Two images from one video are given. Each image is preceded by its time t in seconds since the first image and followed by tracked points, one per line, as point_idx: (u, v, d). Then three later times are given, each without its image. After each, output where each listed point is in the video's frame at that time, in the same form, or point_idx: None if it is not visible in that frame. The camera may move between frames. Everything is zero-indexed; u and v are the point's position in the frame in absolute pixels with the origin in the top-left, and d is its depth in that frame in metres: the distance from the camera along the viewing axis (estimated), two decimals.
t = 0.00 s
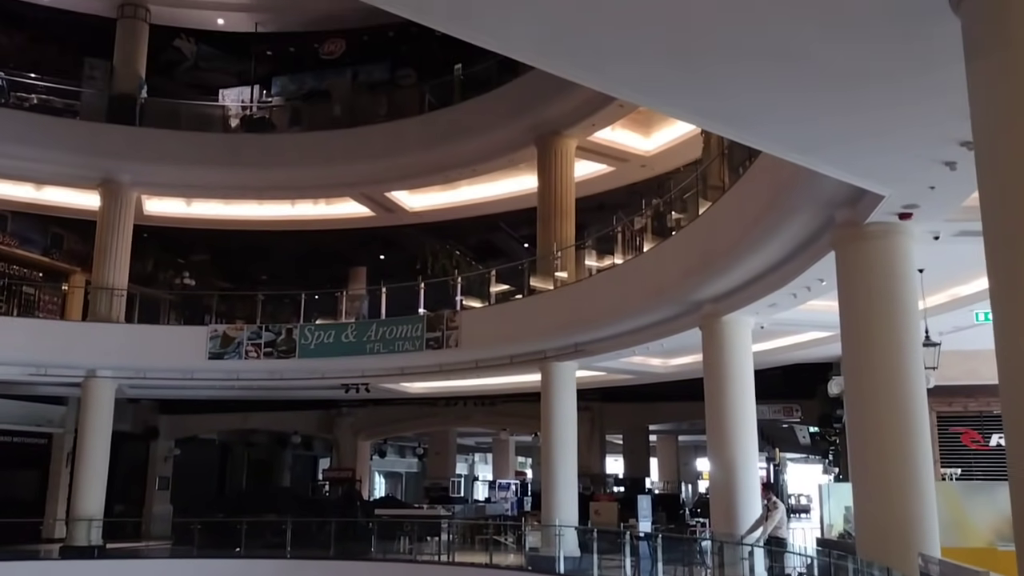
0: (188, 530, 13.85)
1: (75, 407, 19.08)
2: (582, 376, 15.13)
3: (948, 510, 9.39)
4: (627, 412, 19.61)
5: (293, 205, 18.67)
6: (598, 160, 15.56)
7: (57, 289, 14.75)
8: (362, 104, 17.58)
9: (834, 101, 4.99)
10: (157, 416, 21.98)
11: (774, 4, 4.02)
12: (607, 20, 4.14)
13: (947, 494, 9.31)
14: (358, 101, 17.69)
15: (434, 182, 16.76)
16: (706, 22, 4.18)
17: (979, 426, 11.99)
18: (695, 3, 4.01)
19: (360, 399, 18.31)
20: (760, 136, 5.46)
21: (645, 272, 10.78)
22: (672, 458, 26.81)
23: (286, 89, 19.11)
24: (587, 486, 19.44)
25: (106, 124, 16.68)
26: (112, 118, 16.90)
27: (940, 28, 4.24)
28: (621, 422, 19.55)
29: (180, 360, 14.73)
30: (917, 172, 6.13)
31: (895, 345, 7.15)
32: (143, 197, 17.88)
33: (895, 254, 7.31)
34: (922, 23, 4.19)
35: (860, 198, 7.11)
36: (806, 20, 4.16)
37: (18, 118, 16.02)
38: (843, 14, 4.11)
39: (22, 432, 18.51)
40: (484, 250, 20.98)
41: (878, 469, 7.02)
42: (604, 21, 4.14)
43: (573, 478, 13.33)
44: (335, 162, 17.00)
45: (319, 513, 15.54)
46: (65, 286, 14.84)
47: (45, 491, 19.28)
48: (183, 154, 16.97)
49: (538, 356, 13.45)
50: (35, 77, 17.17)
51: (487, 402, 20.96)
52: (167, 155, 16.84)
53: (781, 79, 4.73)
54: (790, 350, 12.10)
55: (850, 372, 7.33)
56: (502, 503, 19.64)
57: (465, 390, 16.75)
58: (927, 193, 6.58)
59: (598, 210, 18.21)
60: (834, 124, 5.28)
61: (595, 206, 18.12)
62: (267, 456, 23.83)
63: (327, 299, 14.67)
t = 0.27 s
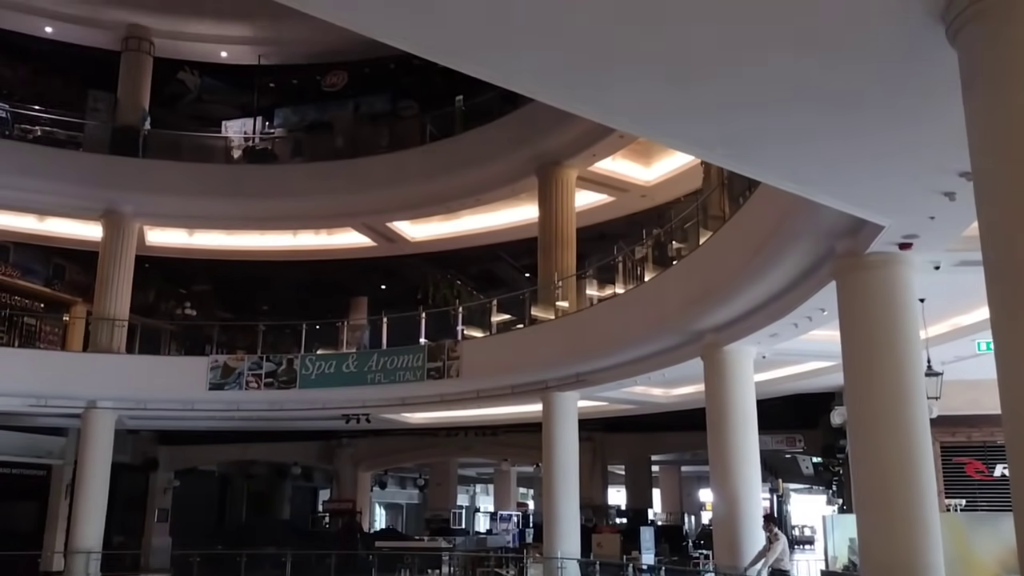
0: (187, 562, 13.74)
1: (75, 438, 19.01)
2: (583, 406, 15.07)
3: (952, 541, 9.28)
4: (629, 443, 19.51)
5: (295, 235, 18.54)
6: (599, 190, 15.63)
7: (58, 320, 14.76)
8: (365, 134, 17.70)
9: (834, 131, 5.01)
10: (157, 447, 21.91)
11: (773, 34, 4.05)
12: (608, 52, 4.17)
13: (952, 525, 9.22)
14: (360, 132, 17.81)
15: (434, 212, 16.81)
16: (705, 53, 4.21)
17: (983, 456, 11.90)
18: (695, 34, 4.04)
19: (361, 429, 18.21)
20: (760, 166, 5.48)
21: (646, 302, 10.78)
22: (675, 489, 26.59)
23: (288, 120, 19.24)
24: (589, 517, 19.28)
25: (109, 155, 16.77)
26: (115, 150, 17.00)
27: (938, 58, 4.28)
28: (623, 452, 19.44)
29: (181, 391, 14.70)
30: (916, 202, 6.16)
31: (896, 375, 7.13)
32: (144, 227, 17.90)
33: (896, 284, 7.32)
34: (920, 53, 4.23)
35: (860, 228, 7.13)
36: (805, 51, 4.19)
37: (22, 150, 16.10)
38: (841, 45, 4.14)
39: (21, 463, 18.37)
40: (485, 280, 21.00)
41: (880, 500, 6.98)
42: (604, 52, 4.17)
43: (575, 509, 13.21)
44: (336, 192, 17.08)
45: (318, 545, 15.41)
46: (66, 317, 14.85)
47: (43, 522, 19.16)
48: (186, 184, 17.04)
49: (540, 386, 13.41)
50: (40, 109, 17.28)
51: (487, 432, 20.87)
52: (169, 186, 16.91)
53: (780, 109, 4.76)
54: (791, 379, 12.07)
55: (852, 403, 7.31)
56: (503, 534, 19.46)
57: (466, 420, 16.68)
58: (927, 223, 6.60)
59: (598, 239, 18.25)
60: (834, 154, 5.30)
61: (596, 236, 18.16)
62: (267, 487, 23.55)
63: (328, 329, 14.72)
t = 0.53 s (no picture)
0: None
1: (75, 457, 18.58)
2: (586, 424, 14.96)
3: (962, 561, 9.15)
4: (633, 461, 19.35)
5: (296, 252, 18.54)
6: (602, 206, 15.57)
7: (58, 336, 14.73)
8: (367, 152, 17.68)
9: (839, 148, 4.94)
10: (158, 465, 21.78)
11: (776, 51, 3.98)
12: (608, 68, 4.11)
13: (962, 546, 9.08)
14: (363, 149, 17.80)
15: (437, 229, 16.78)
16: (707, 70, 4.14)
17: (991, 475, 11.78)
18: (697, 51, 3.98)
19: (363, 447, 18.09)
20: (764, 183, 5.40)
21: (650, 320, 10.70)
22: (680, 508, 26.38)
23: (291, 137, 19.24)
24: (594, 536, 19.09)
25: (112, 173, 16.77)
26: (117, 168, 16.98)
27: (943, 74, 4.20)
28: (628, 470, 19.29)
29: (182, 409, 14.61)
30: (924, 219, 6.07)
31: (905, 393, 7.02)
32: (146, 245, 17.85)
33: (903, 301, 7.23)
34: (924, 69, 4.16)
35: (867, 245, 7.05)
36: (809, 67, 4.12)
37: (24, 168, 16.08)
38: (845, 62, 4.07)
39: (22, 482, 18.15)
40: (488, 296, 20.93)
41: (891, 520, 6.84)
42: (605, 68, 4.11)
43: (579, 528, 13.07)
44: (339, 209, 17.05)
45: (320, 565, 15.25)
46: (66, 334, 14.84)
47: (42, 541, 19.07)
48: (188, 202, 17.01)
49: (543, 404, 13.29)
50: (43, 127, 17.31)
51: (490, 450, 20.73)
52: (172, 203, 16.89)
53: (784, 126, 4.68)
54: (797, 397, 11.95)
55: (861, 421, 7.19)
56: (507, 554, 19.27)
57: (469, 439, 16.56)
58: (934, 239, 6.53)
59: (602, 256, 18.19)
60: (839, 170, 5.22)
61: (599, 252, 18.09)
62: (268, 506, 23.24)
63: (330, 346, 14.64)
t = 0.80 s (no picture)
0: None
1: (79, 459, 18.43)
2: (591, 427, 14.94)
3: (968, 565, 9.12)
4: (637, 464, 19.32)
5: (302, 255, 18.71)
6: (607, 209, 15.56)
7: (63, 339, 14.59)
8: (372, 154, 17.70)
9: (845, 149, 4.93)
10: (163, 467, 21.82)
11: (781, 51, 3.97)
12: (612, 69, 4.11)
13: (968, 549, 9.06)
14: (367, 152, 17.81)
15: (441, 232, 16.78)
16: (711, 72, 4.14)
17: (998, 477, 11.74)
18: (701, 52, 3.97)
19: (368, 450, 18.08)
20: (769, 184, 5.39)
21: (654, 322, 10.68)
22: (685, 510, 26.31)
23: (295, 140, 19.26)
24: (598, 540, 19.06)
25: (116, 175, 16.80)
26: (122, 170, 16.99)
27: (949, 74, 4.19)
28: (632, 473, 19.25)
29: (187, 411, 14.62)
30: (930, 220, 6.05)
31: (911, 395, 7.00)
32: (151, 247, 17.85)
33: (909, 302, 7.20)
34: (930, 70, 4.15)
35: (872, 247, 7.04)
36: (813, 68, 4.12)
37: (29, 169, 16.08)
38: (850, 63, 4.07)
39: (26, 484, 18.26)
40: (493, 299, 20.92)
41: (897, 524, 6.81)
42: (609, 69, 4.11)
43: (584, 531, 13.04)
44: (343, 211, 17.07)
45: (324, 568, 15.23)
46: (71, 336, 14.68)
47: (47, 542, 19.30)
48: (193, 204, 17.02)
49: (547, 407, 13.27)
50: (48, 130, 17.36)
51: (494, 453, 20.71)
52: (176, 206, 16.91)
53: (789, 126, 4.67)
54: (802, 400, 11.93)
55: (866, 423, 7.16)
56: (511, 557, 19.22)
57: (474, 441, 16.55)
58: (940, 241, 6.50)
59: (606, 259, 18.18)
60: (844, 171, 5.21)
61: (604, 255, 18.08)
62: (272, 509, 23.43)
63: (335, 349, 14.65)
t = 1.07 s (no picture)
0: None
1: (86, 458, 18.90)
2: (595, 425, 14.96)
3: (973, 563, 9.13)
4: (641, 463, 19.34)
5: (306, 253, 18.72)
6: (610, 207, 15.57)
7: (69, 338, 14.70)
8: (376, 154, 17.74)
9: (849, 147, 4.95)
10: (168, 466, 21.87)
11: (785, 50, 4.00)
12: (617, 68, 4.13)
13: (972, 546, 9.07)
14: (371, 151, 17.85)
15: (445, 231, 16.81)
16: (715, 71, 4.17)
17: (1002, 476, 11.74)
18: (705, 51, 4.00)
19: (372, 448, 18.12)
20: (773, 184, 5.42)
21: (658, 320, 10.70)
22: (689, 508, 26.31)
23: (300, 139, 19.30)
24: (602, 538, 19.09)
25: (121, 175, 16.86)
26: (127, 170, 17.05)
27: (953, 73, 4.21)
28: (636, 471, 19.27)
29: (192, 409, 14.66)
30: (934, 218, 6.06)
31: (915, 393, 7.01)
32: (156, 246, 17.91)
33: (914, 301, 7.21)
34: (933, 68, 4.17)
35: (877, 245, 7.06)
36: (817, 67, 4.14)
37: (35, 168, 16.13)
38: (854, 62, 4.09)
39: (32, 482, 18.45)
40: (497, 298, 20.95)
41: (902, 521, 6.81)
42: (613, 69, 4.13)
43: (588, 530, 13.06)
44: (346, 211, 17.10)
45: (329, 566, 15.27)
46: (77, 336, 14.80)
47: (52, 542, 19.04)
48: (197, 204, 17.07)
49: (551, 406, 13.29)
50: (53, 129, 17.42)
51: (498, 452, 20.74)
52: (180, 205, 16.95)
53: (793, 125, 4.69)
54: (806, 399, 11.94)
55: (870, 421, 7.18)
56: (515, 555, 19.24)
57: (478, 440, 16.58)
58: (944, 239, 6.51)
59: (610, 258, 18.20)
60: (848, 169, 5.23)
61: (607, 254, 18.10)
62: (277, 507, 23.68)
63: (339, 348, 14.68)
